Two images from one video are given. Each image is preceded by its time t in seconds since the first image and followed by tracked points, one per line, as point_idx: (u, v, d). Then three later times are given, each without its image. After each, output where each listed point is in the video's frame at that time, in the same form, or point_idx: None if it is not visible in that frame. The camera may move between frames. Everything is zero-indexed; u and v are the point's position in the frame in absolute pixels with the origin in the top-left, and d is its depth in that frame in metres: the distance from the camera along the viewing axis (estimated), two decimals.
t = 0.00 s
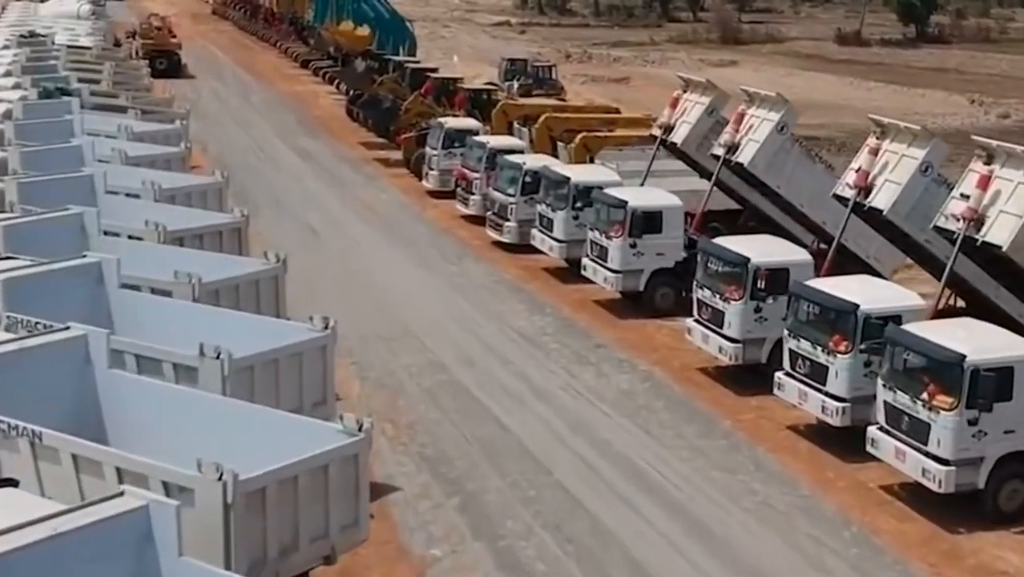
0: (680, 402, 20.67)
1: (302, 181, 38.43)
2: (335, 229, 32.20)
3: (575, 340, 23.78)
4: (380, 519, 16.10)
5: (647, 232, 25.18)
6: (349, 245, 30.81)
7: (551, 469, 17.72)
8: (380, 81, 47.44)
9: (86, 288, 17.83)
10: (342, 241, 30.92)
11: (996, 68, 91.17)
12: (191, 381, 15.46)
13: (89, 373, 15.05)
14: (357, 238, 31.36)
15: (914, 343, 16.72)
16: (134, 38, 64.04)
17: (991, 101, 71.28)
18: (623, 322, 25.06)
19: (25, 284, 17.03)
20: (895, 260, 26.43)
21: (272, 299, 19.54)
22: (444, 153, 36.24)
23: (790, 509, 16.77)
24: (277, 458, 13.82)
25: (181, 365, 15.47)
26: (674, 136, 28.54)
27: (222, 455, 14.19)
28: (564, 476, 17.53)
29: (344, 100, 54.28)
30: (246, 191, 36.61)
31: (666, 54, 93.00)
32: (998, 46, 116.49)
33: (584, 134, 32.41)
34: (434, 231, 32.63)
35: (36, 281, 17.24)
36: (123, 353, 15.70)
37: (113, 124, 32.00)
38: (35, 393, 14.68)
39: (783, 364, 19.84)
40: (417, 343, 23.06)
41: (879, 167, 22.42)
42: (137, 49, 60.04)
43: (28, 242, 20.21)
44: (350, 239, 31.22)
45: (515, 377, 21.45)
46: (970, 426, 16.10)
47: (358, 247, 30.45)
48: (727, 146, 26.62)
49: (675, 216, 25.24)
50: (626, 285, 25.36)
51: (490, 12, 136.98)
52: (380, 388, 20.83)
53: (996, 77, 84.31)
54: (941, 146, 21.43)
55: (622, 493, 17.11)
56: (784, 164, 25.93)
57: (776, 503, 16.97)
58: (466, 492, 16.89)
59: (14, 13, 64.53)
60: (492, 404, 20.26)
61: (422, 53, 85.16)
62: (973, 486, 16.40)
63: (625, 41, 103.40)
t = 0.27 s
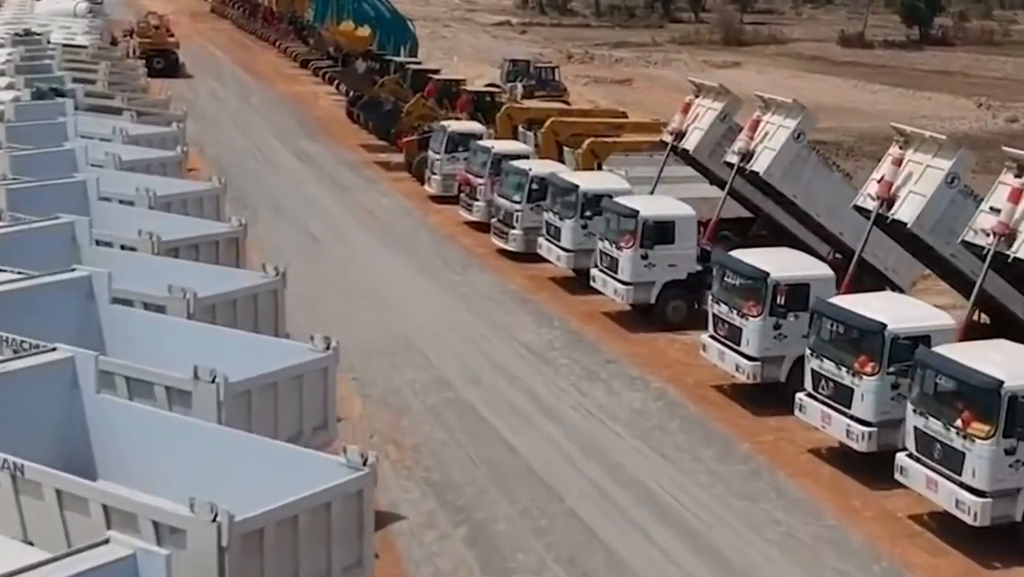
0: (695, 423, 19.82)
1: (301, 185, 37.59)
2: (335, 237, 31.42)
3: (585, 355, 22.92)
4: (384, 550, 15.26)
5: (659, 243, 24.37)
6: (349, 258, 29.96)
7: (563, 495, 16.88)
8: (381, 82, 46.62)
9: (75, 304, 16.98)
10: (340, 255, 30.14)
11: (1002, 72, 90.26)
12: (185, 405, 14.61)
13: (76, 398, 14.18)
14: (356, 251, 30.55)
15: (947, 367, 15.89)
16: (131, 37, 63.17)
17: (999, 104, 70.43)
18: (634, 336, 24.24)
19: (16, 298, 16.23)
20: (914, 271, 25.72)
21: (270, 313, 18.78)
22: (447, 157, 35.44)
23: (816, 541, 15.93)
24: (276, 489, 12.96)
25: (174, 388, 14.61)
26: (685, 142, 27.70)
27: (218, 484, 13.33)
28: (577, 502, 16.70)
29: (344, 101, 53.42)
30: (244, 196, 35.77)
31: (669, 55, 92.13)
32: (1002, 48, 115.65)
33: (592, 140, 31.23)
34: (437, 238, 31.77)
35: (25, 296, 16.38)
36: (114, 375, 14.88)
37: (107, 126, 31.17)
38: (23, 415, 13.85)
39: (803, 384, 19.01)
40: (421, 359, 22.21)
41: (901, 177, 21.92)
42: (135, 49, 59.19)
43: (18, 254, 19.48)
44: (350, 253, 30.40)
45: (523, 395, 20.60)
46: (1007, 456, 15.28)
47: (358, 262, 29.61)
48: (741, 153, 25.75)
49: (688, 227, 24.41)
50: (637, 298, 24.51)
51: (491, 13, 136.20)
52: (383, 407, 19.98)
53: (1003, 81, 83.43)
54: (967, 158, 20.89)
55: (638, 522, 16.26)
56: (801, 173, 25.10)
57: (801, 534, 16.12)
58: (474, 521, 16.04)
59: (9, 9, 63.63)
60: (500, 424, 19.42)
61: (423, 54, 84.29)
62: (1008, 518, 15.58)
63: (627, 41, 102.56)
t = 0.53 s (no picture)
0: (706, 450, 18.87)
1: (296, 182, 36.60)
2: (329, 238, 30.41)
3: (590, 372, 21.97)
4: None
5: (668, 255, 23.36)
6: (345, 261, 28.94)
7: (568, 528, 15.92)
8: (380, 77, 45.62)
9: (53, 311, 15.96)
10: (337, 258, 29.09)
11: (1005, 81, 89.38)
12: (168, 427, 13.61)
13: (50, 418, 13.17)
14: (353, 254, 29.50)
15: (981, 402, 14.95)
16: (126, 25, 62.11)
17: (1004, 115, 69.57)
18: (640, 352, 23.29)
19: None
20: (930, 289, 24.71)
21: (261, 324, 17.82)
22: (447, 158, 34.48)
23: None
24: (260, 521, 11.93)
25: (156, 408, 13.60)
26: (695, 150, 26.76)
27: (200, 515, 12.34)
28: (582, 536, 15.74)
29: (342, 96, 52.42)
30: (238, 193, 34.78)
31: (670, 56, 91.20)
32: (1005, 57, 114.88)
33: (597, 145, 30.30)
34: (435, 242, 30.81)
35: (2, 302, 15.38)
36: (92, 392, 13.86)
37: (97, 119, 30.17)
38: None
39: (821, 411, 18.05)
40: (419, 373, 21.25)
41: (926, 195, 20.68)
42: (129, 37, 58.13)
43: None
44: (346, 256, 29.35)
45: (526, 415, 19.65)
46: None
47: (354, 266, 28.58)
48: (755, 164, 24.76)
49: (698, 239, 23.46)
50: (644, 312, 23.47)
51: (490, 8, 135.18)
52: (378, 424, 19.01)
53: (1007, 90, 82.56)
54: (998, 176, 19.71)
55: (647, 559, 15.31)
56: (817, 187, 24.15)
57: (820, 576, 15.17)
58: (475, 554, 15.09)
59: None
60: (501, 446, 18.45)
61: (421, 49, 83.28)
62: None
63: (627, 41, 101.59)
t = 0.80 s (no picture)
0: (721, 470, 18.09)
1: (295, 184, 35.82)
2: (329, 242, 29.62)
3: (598, 387, 21.19)
4: None
5: (680, 266, 22.64)
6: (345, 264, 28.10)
7: (579, 556, 15.17)
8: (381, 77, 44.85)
9: (41, 325, 15.15)
10: (336, 260, 28.24)
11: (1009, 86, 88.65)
12: (160, 452, 12.82)
13: (35, 441, 12.33)
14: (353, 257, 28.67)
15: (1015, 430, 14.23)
16: (123, 21, 61.26)
17: (1009, 120, 68.85)
18: (650, 366, 22.53)
19: None
20: (948, 301, 23.81)
21: (260, 337, 17.07)
22: (449, 161, 33.72)
23: None
24: (252, 551, 11.19)
25: (147, 433, 12.81)
26: (707, 157, 26.08)
27: (193, 547, 11.58)
28: (594, 565, 14.99)
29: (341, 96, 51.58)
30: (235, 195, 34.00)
31: (672, 57, 90.39)
32: (1007, 61, 114.17)
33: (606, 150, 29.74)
34: (438, 247, 30.02)
35: None
36: (80, 413, 13.21)
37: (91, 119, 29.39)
38: None
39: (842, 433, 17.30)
40: (421, 387, 20.46)
41: (951, 208, 19.53)
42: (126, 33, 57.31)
43: None
44: (347, 259, 28.53)
45: (533, 432, 18.87)
46: None
47: (354, 269, 27.74)
48: (769, 172, 23.86)
49: (711, 249, 22.73)
50: (654, 325, 22.77)
51: (490, 7, 134.35)
52: (380, 441, 18.24)
53: (1011, 95, 81.83)
54: None
55: None
56: (833, 196, 23.38)
57: None
58: None
59: None
60: (507, 466, 17.69)
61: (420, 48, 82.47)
62: None
63: (628, 41, 100.78)
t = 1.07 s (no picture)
0: (733, 499, 17.25)
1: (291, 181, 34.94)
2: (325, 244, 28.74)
3: (603, 405, 20.35)
4: None
5: (690, 279, 21.80)
6: (341, 269, 27.27)
7: None
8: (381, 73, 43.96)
9: (21, 332, 14.16)
10: (332, 264, 27.37)
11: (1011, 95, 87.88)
12: (143, 477, 11.91)
13: None
14: (350, 261, 27.82)
15: None
16: (118, 9, 60.28)
17: (1014, 130, 68.08)
18: (657, 383, 21.68)
19: None
20: (968, 322, 22.85)
21: (252, 349, 16.23)
22: (450, 162, 32.84)
23: None
24: None
25: (129, 456, 11.90)
26: (719, 166, 25.26)
27: None
28: None
29: (339, 91, 50.66)
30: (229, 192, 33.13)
31: (674, 58, 89.53)
32: (1009, 70, 113.44)
33: (613, 155, 28.95)
34: (437, 251, 29.15)
35: None
36: (58, 433, 12.26)
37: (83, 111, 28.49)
38: None
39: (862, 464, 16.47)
40: (419, 402, 19.60)
41: (977, 229, 18.71)
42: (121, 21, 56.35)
43: None
44: (343, 264, 27.69)
45: (536, 454, 18.01)
46: None
47: (350, 275, 26.90)
48: (784, 184, 23.11)
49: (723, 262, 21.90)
50: (662, 340, 21.90)
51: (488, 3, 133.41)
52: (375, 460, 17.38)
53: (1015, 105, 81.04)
54: None
55: None
56: (850, 211, 22.53)
57: None
58: None
59: None
60: (509, 489, 16.84)
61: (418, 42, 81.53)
62: None
63: (627, 40, 99.89)
